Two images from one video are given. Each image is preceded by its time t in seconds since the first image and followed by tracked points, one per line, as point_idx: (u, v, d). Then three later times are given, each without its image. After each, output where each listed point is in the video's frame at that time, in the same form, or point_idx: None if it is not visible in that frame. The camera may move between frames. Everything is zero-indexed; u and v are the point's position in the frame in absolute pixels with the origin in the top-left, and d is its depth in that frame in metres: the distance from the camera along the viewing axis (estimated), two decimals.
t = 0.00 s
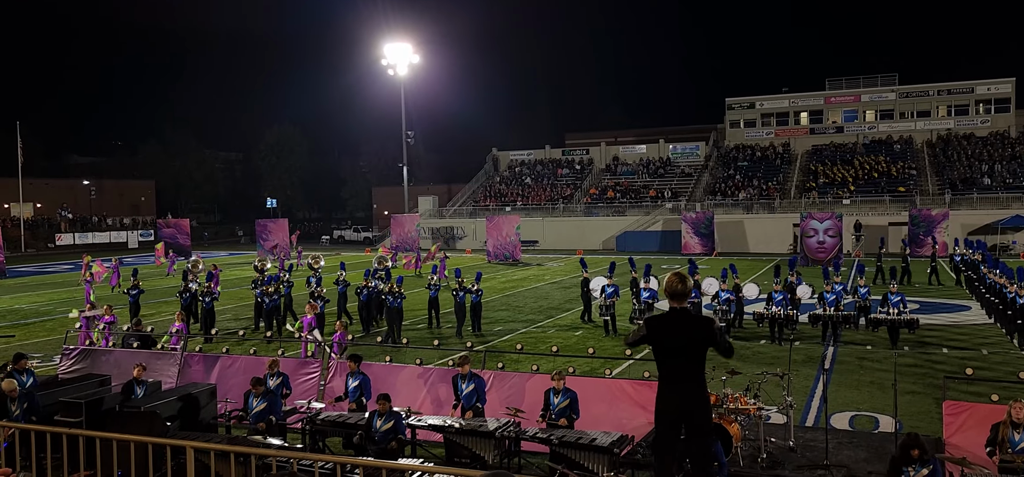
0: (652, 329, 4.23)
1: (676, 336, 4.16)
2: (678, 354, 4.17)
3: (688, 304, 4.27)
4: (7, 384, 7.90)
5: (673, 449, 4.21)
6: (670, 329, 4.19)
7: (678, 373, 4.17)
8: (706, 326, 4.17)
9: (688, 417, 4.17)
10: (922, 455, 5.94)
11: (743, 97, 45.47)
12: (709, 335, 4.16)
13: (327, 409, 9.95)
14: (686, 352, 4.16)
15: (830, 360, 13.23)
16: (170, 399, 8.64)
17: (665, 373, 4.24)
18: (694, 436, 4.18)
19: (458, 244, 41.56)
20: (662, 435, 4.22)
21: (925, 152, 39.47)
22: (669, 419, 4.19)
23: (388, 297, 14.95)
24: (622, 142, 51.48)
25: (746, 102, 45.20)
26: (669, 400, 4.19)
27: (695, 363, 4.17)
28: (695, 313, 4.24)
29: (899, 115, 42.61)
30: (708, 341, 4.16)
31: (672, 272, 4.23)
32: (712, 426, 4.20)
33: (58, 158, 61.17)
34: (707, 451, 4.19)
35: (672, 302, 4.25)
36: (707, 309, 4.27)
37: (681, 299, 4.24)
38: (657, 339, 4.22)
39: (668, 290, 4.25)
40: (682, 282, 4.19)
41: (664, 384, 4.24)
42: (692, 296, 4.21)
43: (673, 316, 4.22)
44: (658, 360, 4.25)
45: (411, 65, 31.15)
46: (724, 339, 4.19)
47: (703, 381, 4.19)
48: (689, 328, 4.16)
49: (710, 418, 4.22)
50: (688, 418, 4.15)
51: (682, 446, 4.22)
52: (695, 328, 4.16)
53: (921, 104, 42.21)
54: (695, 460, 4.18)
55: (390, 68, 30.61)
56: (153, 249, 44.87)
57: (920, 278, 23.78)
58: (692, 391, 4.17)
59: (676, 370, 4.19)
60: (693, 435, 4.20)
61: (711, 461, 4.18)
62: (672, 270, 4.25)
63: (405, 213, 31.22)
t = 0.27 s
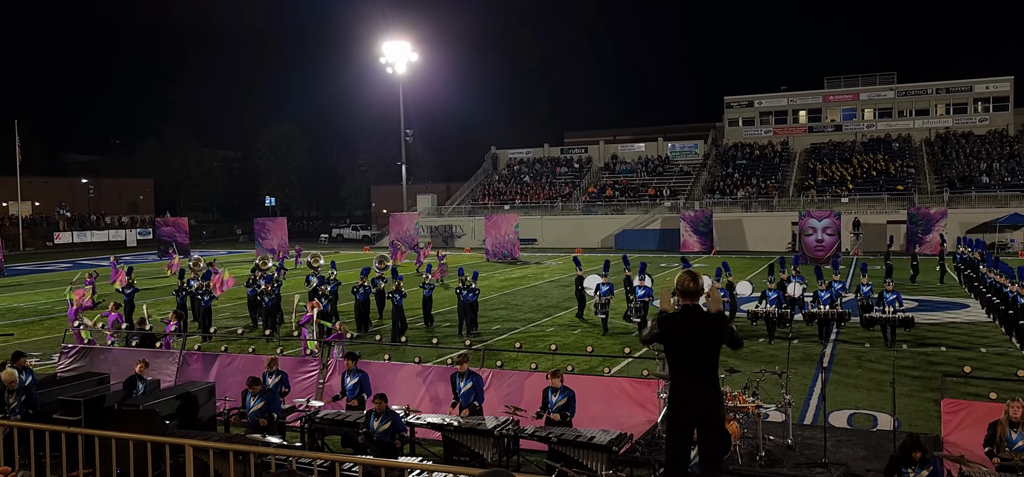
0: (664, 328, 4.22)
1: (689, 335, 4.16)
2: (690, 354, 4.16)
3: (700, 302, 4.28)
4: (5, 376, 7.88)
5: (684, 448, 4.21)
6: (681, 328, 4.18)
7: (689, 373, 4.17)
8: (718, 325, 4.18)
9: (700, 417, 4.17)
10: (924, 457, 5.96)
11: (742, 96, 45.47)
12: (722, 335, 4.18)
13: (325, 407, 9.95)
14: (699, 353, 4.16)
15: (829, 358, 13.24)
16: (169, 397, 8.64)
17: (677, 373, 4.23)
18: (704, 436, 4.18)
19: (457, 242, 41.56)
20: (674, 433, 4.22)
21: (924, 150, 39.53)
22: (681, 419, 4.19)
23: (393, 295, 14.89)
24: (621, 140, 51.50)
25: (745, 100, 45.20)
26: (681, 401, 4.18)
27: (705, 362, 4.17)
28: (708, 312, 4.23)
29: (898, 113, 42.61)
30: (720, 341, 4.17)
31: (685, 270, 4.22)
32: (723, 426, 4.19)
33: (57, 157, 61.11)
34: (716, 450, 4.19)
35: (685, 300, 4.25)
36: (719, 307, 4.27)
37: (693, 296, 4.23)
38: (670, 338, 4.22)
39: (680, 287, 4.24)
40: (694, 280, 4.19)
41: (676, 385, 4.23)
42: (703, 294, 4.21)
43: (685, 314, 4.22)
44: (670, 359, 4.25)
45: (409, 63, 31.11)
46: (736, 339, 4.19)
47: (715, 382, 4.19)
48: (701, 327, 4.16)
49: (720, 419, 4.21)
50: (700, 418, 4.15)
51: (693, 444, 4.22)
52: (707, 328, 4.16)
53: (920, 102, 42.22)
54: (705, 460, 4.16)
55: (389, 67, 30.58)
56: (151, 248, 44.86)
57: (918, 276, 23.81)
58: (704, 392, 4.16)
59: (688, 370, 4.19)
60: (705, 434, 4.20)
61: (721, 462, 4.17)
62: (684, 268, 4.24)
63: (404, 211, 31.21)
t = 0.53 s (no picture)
0: (671, 329, 4.21)
1: (696, 336, 4.15)
2: (696, 356, 4.15)
3: (706, 301, 4.27)
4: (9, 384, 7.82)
5: (689, 449, 4.17)
6: (690, 330, 4.17)
7: (694, 375, 4.16)
8: (726, 325, 4.17)
9: (706, 420, 4.14)
10: (922, 461, 5.78)
11: (739, 94, 45.49)
12: (730, 336, 4.16)
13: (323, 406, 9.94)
14: (706, 354, 4.14)
15: (826, 357, 13.25)
16: (166, 397, 8.62)
17: (685, 375, 4.21)
18: (708, 437, 4.16)
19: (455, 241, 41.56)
20: (679, 433, 4.19)
21: (921, 149, 39.60)
22: (686, 420, 4.17)
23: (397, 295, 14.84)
24: (619, 139, 51.51)
25: (743, 99, 45.20)
26: (689, 402, 4.16)
27: (711, 362, 4.15)
28: (715, 312, 4.22)
29: (895, 112, 42.65)
30: (728, 343, 4.15)
31: (694, 269, 4.22)
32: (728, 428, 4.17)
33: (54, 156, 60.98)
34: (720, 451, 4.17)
35: (693, 300, 4.25)
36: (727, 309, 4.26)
37: (700, 295, 4.24)
38: (677, 338, 4.20)
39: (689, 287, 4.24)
40: (702, 278, 4.18)
41: (682, 387, 4.20)
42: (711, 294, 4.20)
43: (692, 314, 4.22)
44: (676, 361, 4.24)
45: (407, 63, 31.08)
46: (744, 341, 4.18)
47: (721, 385, 4.18)
48: (709, 328, 4.15)
49: (727, 422, 4.18)
50: (706, 421, 4.13)
51: (698, 445, 4.19)
52: (715, 329, 4.14)
53: (917, 101, 42.27)
54: (709, 460, 4.15)
55: (386, 66, 30.53)
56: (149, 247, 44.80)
57: (916, 275, 23.84)
58: (710, 394, 4.15)
59: (694, 371, 4.17)
60: (710, 436, 4.18)
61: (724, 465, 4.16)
62: (692, 267, 4.23)
63: (402, 210, 31.20)
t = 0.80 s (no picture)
0: (672, 329, 4.21)
1: (697, 335, 4.15)
2: (696, 356, 4.16)
3: (707, 301, 4.28)
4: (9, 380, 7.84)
5: (687, 449, 4.16)
6: (690, 329, 4.17)
7: (695, 374, 4.16)
8: (725, 325, 4.17)
9: (704, 419, 4.14)
10: (918, 467, 5.58)
11: (736, 94, 45.54)
12: (730, 336, 4.16)
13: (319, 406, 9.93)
14: (707, 354, 4.15)
15: (822, 356, 13.26)
16: (163, 397, 8.61)
17: (685, 375, 4.21)
18: (707, 436, 4.16)
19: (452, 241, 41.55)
20: (678, 433, 4.18)
21: (917, 149, 39.68)
22: (684, 420, 4.16)
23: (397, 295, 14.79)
24: (615, 139, 51.54)
25: (739, 99, 45.26)
26: (687, 402, 4.15)
27: (712, 361, 4.15)
28: (715, 313, 4.22)
29: (891, 112, 42.74)
30: (728, 342, 4.15)
31: (694, 269, 4.22)
32: (727, 427, 4.17)
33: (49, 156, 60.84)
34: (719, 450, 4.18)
35: (693, 300, 4.25)
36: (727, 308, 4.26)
37: (701, 296, 4.25)
38: (677, 337, 4.20)
39: (689, 287, 4.25)
40: (703, 279, 4.20)
41: (681, 387, 4.20)
42: (711, 294, 4.20)
43: (692, 314, 4.23)
44: (676, 360, 4.24)
45: (403, 62, 31.07)
46: (744, 340, 4.18)
47: (721, 385, 4.18)
48: (709, 328, 4.15)
49: (725, 421, 4.18)
50: (705, 421, 4.13)
51: (696, 445, 4.19)
52: (715, 328, 4.14)
53: (913, 101, 42.38)
54: (708, 460, 4.15)
55: (383, 66, 30.52)
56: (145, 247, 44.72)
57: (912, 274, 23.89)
58: (710, 394, 4.15)
59: (694, 371, 4.17)
60: (708, 435, 4.17)
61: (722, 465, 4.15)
62: (693, 268, 4.23)
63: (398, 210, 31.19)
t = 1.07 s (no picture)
0: (667, 328, 4.21)
1: (692, 335, 4.16)
2: (691, 355, 4.16)
3: (701, 301, 4.30)
4: None
5: (682, 449, 4.15)
6: (685, 328, 4.18)
7: (689, 373, 4.16)
8: (721, 326, 4.19)
9: (697, 419, 4.14)
10: (912, 468, 5.59)
11: (730, 94, 45.60)
12: (724, 336, 4.16)
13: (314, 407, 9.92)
14: (701, 353, 4.15)
15: (817, 356, 13.29)
16: (157, 398, 8.60)
17: (679, 374, 4.21)
18: (701, 435, 4.16)
19: (447, 241, 41.52)
20: (671, 432, 4.17)
21: (911, 149, 39.79)
22: (678, 419, 4.16)
23: (394, 296, 14.71)
24: (610, 139, 51.58)
25: (734, 99, 45.33)
26: (681, 400, 4.15)
27: (707, 361, 4.16)
28: (709, 312, 4.23)
29: (885, 112, 42.84)
30: (721, 341, 4.16)
31: (689, 270, 4.23)
32: (721, 425, 4.17)
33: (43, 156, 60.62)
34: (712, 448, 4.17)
35: (688, 300, 4.27)
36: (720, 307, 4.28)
37: (696, 297, 4.26)
38: (672, 337, 4.20)
39: (683, 288, 4.26)
40: (697, 280, 4.22)
41: (676, 386, 4.20)
42: (706, 294, 4.22)
43: (687, 314, 4.23)
44: (670, 359, 4.24)
45: (398, 62, 31.05)
46: (739, 340, 4.19)
47: (716, 383, 4.18)
48: (704, 327, 4.15)
49: (719, 420, 4.18)
50: (699, 420, 4.13)
51: (691, 444, 4.18)
52: (709, 328, 4.15)
53: (907, 101, 42.49)
54: (701, 461, 4.13)
55: (378, 66, 30.48)
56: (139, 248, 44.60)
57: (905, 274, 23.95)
58: (704, 393, 4.15)
59: (688, 370, 4.17)
60: (702, 434, 4.17)
61: (716, 464, 4.14)
62: (687, 268, 4.25)
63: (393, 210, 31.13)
